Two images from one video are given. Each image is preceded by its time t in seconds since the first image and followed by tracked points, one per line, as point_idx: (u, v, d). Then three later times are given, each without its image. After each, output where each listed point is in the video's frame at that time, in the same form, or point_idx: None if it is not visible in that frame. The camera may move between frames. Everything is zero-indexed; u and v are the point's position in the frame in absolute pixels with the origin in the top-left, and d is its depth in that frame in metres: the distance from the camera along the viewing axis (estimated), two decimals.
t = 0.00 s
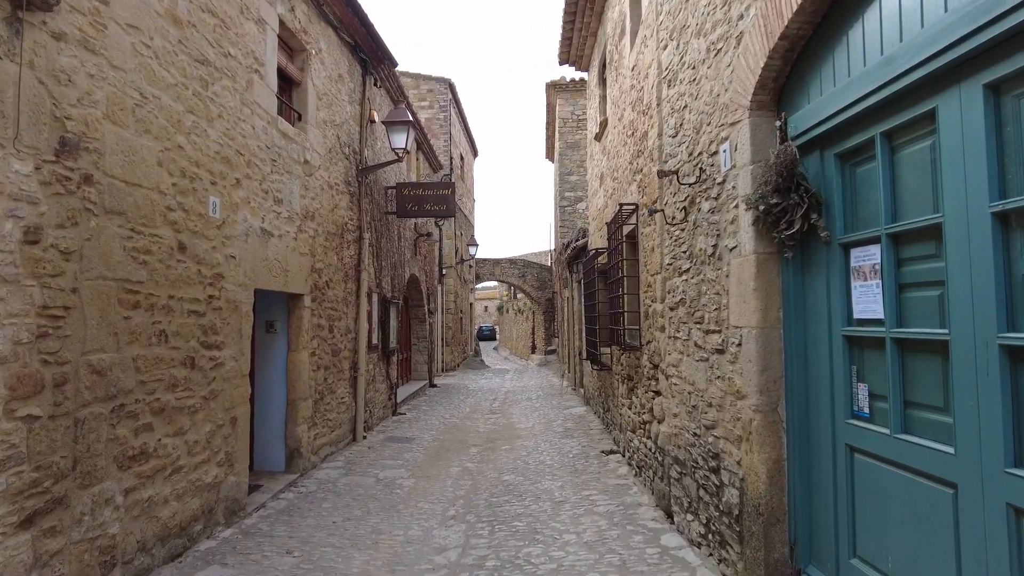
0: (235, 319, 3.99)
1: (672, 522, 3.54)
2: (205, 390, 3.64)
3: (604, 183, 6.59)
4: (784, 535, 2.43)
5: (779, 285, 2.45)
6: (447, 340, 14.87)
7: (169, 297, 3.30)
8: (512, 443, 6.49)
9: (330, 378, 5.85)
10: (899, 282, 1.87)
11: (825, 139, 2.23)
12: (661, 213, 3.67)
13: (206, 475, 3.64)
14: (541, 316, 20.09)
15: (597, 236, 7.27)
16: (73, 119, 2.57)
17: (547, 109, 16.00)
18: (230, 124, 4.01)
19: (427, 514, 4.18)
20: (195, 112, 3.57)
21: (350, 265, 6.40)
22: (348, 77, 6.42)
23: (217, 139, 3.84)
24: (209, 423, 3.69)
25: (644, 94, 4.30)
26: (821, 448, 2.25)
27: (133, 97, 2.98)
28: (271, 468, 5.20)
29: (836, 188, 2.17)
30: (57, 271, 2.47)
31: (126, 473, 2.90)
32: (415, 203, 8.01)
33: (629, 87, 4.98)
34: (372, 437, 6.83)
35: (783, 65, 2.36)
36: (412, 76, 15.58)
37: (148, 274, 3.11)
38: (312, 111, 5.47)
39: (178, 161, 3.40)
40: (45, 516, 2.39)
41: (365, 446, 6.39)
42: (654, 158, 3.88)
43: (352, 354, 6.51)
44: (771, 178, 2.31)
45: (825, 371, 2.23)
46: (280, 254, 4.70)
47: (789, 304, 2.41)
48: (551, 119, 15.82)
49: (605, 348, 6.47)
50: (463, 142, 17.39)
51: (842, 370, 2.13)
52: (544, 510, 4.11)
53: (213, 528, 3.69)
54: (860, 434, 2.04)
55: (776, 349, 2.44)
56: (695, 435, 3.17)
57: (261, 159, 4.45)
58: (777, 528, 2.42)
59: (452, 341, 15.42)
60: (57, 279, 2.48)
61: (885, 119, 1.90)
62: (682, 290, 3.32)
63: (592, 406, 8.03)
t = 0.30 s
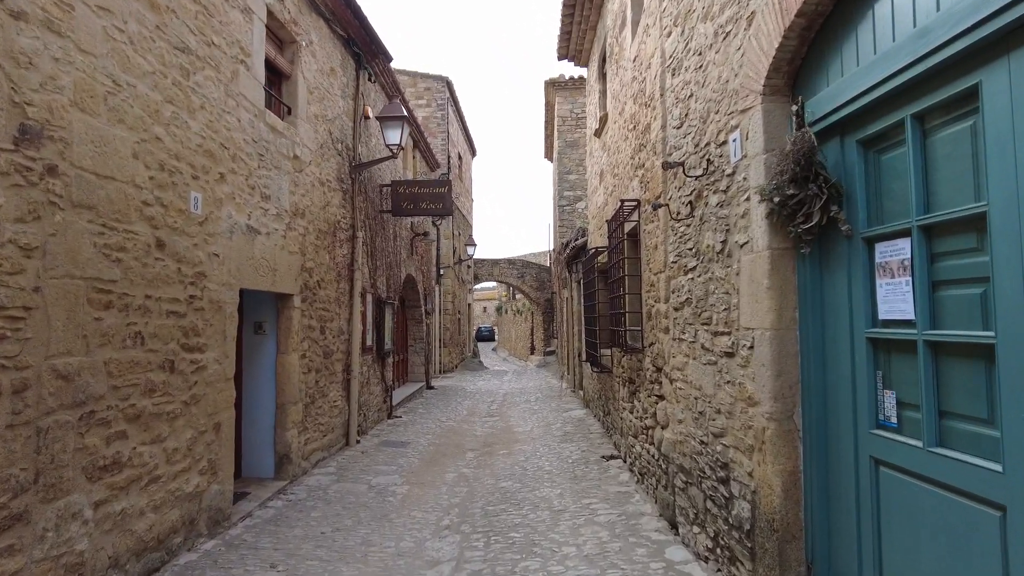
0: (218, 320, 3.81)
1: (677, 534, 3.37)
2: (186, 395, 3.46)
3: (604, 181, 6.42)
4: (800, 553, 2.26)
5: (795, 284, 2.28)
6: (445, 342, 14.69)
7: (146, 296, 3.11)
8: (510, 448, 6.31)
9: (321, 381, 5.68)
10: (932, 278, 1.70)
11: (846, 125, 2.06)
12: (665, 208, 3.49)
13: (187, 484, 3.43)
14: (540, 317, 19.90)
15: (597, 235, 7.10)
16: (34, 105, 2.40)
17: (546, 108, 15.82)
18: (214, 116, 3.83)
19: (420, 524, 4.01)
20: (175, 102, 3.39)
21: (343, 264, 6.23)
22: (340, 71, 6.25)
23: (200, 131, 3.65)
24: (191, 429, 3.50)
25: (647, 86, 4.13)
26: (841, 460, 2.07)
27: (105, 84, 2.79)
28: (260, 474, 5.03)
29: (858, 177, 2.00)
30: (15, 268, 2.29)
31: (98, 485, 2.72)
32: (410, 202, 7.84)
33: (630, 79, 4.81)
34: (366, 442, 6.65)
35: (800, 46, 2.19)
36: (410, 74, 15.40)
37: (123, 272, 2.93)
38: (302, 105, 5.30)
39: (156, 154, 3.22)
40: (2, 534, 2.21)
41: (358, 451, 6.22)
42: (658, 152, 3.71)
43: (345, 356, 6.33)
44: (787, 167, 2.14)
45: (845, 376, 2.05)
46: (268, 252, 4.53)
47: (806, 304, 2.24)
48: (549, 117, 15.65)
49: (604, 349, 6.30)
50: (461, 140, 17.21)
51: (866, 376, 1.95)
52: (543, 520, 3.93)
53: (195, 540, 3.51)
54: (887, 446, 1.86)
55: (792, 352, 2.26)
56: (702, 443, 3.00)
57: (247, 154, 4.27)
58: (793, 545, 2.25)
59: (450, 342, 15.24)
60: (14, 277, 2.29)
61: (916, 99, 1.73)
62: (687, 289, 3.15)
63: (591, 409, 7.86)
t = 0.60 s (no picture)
0: (204, 321, 3.66)
1: (683, 545, 3.22)
2: (169, 400, 3.30)
3: (606, 178, 6.27)
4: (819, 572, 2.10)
5: (813, 282, 2.13)
6: (444, 342, 14.54)
7: (126, 296, 2.96)
8: (509, 452, 6.15)
9: (315, 384, 5.53)
10: (971, 276, 1.54)
11: (870, 112, 1.90)
12: (671, 203, 3.35)
13: (170, 492, 3.27)
14: (540, 318, 19.75)
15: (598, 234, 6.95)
16: None
17: (546, 107, 15.68)
18: (200, 108, 3.67)
19: (415, 533, 3.86)
20: (158, 93, 3.23)
21: (338, 263, 6.08)
22: (335, 65, 6.10)
23: (185, 124, 3.50)
24: (175, 435, 3.34)
25: (650, 78, 3.98)
26: (865, 473, 1.92)
27: (78, 71, 2.64)
28: (251, 480, 4.88)
29: (884, 167, 1.84)
30: None
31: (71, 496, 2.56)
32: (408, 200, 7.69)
33: (632, 73, 4.67)
34: (362, 445, 6.50)
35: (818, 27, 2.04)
36: (409, 73, 15.27)
37: (100, 270, 2.77)
38: (295, 100, 5.15)
39: (137, 147, 3.06)
40: None
41: (354, 455, 6.07)
42: (663, 146, 3.56)
43: (340, 357, 6.18)
44: (805, 157, 1.98)
45: (869, 382, 1.90)
46: (257, 251, 4.38)
47: (826, 304, 2.08)
48: (550, 116, 15.49)
49: (606, 351, 6.15)
50: (461, 140, 17.06)
51: (893, 382, 1.79)
52: (543, 529, 3.77)
53: (180, 551, 3.35)
54: (917, 459, 1.70)
55: (809, 356, 2.11)
56: (710, 450, 2.85)
57: (236, 148, 4.12)
58: (812, 564, 2.09)
59: (449, 343, 15.07)
60: None
61: (953, 78, 1.57)
62: (695, 289, 3.00)
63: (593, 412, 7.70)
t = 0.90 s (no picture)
0: (189, 321, 3.48)
1: (693, 558, 3.05)
2: (151, 403, 3.12)
3: (608, 175, 6.11)
4: None
5: (838, 277, 1.96)
6: (443, 344, 14.37)
7: (103, 293, 2.78)
8: (508, 456, 5.98)
9: (308, 386, 5.37)
10: None
11: (904, 88, 1.73)
12: (680, 196, 3.18)
13: (151, 501, 3.08)
14: (540, 320, 19.59)
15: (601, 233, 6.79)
16: None
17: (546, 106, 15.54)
18: (186, 97, 3.51)
19: (410, 543, 3.68)
20: (140, 80, 3.06)
21: (333, 262, 5.92)
22: (330, 59, 5.94)
23: (168, 113, 3.33)
24: (157, 441, 3.16)
25: (657, 67, 3.82)
26: (900, 484, 1.74)
27: (48, 53, 2.47)
28: (241, 486, 4.71)
29: (920, 148, 1.67)
30: None
31: (40, 507, 2.39)
32: (405, 198, 7.54)
33: (637, 64, 4.51)
34: (358, 450, 6.33)
35: None
36: (408, 72, 15.13)
37: (73, 265, 2.60)
38: (288, 93, 4.99)
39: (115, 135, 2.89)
40: None
41: (349, 460, 5.90)
42: (671, 137, 3.39)
43: (335, 359, 6.02)
44: (832, 139, 1.81)
45: (905, 385, 1.73)
46: (246, 248, 4.21)
47: (854, 300, 1.91)
48: (550, 116, 15.33)
49: (609, 353, 5.98)
50: (460, 140, 16.90)
51: (933, 385, 1.62)
52: (544, 540, 3.59)
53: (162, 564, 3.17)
54: (962, 471, 1.53)
55: (835, 357, 1.94)
56: (722, 457, 2.68)
57: (224, 141, 3.95)
58: None
59: (449, 344, 14.89)
60: None
61: (1006, 45, 1.40)
62: (705, 285, 2.83)
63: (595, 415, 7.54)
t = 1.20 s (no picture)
0: (172, 322, 3.31)
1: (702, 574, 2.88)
2: (128, 409, 2.94)
3: (610, 173, 5.95)
4: None
5: (869, 275, 1.79)
6: (442, 347, 14.20)
7: (74, 292, 2.61)
8: (507, 462, 5.80)
9: (300, 390, 5.20)
10: None
11: (946, 65, 1.55)
12: (691, 190, 3.01)
13: (128, 513, 2.90)
14: (540, 322, 19.41)
15: (602, 232, 6.62)
16: None
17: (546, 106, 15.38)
18: (169, 87, 3.33)
19: (403, 556, 3.51)
20: (117, 66, 2.89)
21: (326, 262, 5.75)
22: (324, 52, 5.78)
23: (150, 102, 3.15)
24: (135, 448, 2.98)
25: (663, 57, 3.65)
26: (943, 504, 1.57)
27: (12, 33, 2.30)
28: (230, 494, 4.54)
29: (965, 130, 1.49)
30: None
31: None
32: (402, 197, 7.38)
33: (641, 56, 4.34)
34: (352, 455, 6.16)
35: None
36: (406, 72, 14.98)
37: (40, 262, 2.43)
38: (279, 87, 4.83)
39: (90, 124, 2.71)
40: None
41: (343, 466, 5.73)
42: (679, 128, 3.23)
43: (328, 362, 5.85)
44: (864, 122, 1.64)
45: (947, 394, 1.55)
46: (233, 247, 4.04)
47: (887, 300, 1.74)
48: (550, 116, 15.18)
49: (611, 356, 5.82)
50: (459, 140, 16.76)
51: (982, 395, 1.45)
52: (545, 552, 3.42)
53: None
54: (1018, 492, 1.35)
55: (865, 362, 1.77)
56: (735, 468, 2.52)
57: (211, 134, 3.78)
58: None
59: (447, 346, 14.72)
60: None
61: None
62: (717, 285, 2.66)
63: (595, 419, 7.37)
